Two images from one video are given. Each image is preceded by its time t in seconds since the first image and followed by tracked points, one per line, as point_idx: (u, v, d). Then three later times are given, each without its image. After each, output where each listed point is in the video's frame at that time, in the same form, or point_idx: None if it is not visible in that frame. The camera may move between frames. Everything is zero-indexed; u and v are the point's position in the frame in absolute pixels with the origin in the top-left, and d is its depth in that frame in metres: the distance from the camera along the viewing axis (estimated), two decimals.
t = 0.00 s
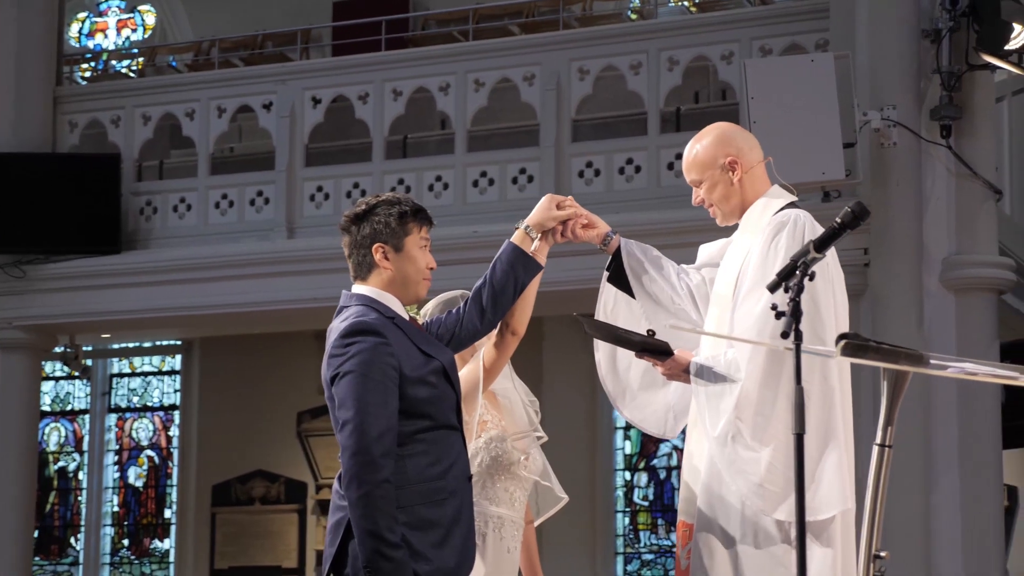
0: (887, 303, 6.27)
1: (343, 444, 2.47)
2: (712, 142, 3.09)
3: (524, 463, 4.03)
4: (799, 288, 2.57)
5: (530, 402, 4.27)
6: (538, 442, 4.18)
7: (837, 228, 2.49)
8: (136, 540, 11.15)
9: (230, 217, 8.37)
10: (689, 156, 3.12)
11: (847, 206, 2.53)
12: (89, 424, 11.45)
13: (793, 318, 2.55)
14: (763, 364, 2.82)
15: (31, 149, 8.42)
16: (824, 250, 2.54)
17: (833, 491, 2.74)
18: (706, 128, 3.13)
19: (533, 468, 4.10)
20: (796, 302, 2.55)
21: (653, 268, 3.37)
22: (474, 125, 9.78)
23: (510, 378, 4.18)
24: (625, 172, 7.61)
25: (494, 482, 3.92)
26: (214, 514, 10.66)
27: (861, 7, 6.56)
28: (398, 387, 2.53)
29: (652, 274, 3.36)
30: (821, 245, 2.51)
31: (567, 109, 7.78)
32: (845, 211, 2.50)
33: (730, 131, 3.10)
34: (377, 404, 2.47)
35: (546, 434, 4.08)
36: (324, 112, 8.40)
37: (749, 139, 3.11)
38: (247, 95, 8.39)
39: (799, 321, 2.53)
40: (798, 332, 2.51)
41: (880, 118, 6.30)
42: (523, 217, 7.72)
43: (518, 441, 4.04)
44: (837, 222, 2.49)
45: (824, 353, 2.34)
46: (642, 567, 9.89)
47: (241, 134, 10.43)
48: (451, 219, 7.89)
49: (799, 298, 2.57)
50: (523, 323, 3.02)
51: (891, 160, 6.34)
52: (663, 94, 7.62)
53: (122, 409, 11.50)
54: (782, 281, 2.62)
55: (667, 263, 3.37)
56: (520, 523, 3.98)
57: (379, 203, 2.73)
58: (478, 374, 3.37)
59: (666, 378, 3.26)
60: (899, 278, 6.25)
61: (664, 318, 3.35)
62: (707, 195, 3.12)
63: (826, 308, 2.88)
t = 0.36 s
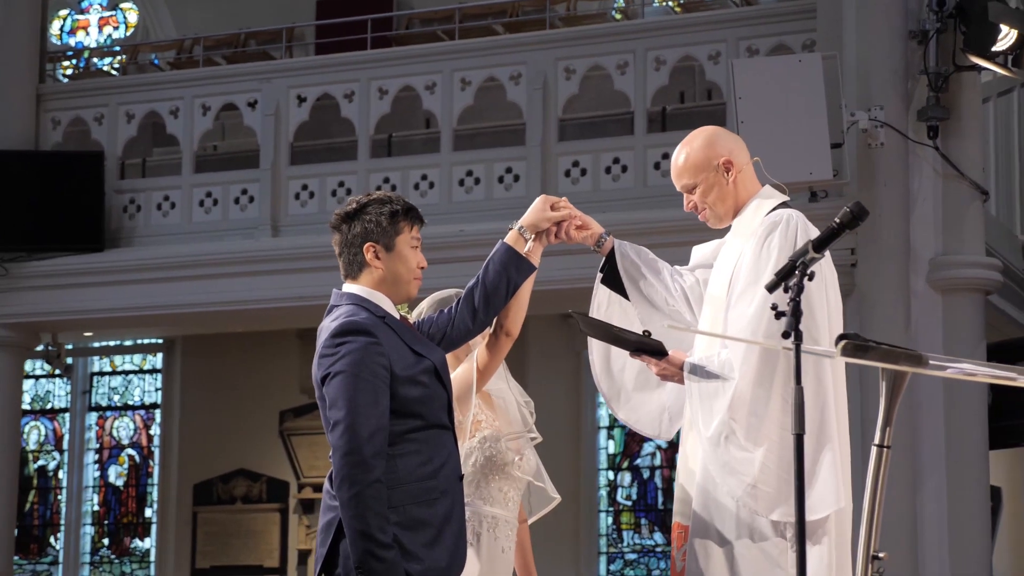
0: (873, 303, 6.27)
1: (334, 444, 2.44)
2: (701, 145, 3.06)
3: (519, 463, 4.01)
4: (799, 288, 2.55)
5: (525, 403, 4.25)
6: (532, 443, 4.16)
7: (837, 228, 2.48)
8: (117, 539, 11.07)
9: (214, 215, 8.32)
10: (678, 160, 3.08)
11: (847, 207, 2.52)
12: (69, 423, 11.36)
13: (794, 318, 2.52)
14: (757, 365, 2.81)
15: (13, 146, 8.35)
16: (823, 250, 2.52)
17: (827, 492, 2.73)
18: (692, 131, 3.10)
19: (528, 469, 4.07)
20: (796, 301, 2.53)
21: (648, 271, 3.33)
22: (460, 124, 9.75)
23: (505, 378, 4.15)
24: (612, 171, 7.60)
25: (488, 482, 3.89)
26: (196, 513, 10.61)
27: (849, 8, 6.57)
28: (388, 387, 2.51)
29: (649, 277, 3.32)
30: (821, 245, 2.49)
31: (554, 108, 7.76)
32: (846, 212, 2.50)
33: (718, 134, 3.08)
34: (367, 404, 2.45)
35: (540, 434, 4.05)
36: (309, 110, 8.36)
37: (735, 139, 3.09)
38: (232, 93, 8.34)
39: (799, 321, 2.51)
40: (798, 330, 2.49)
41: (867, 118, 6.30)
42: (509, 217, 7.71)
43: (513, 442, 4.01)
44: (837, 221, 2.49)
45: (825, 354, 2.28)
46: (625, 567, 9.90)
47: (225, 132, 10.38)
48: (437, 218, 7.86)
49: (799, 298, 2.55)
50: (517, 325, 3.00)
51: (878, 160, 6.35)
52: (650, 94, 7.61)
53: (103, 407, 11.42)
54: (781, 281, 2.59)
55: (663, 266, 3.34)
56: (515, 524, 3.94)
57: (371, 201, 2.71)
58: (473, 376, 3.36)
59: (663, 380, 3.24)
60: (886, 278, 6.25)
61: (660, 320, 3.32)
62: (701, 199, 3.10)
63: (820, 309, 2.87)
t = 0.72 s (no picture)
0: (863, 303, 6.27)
1: (332, 443, 2.43)
2: (702, 141, 3.07)
3: (516, 463, 3.99)
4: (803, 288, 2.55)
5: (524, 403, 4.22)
6: (530, 442, 4.14)
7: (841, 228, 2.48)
8: (98, 539, 11.01)
9: (200, 214, 8.28)
10: (677, 156, 3.08)
11: (850, 207, 2.51)
12: (51, 422, 11.29)
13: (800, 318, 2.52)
14: (753, 365, 2.81)
15: None
16: (826, 250, 2.52)
17: (825, 491, 2.72)
18: (694, 128, 3.10)
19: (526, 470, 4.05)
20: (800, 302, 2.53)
21: (645, 271, 3.34)
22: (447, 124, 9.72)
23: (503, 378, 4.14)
24: (600, 171, 7.58)
25: (485, 482, 3.87)
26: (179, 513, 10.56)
27: (838, 9, 6.57)
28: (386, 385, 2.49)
29: (644, 277, 3.33)
30: (824, 244, 2.49)
31: (542, 108, 7.75)
32: (848, 211, 2.49)
33: (719, 130, 3.09)
34: (364, 403, 2.43)
35: (538, 434, 4.03)
36: (296, 109, 8.33)
37: (735, 137, 3.10)
38: (219, 91, 8.30)
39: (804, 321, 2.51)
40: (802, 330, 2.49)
41: (857, 118, 6.31)
42: (497, 217, 7.69)
43: (510, 442, 3.99)
44: (840, 222, 2.49)
45: (826, 354, 2.28)
46: (610, 567, 9.90)
47: (210, 130, 10.32)
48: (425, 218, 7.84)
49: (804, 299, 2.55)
50: (514, 324, 2.99)
51: (868, 160, 6.36)
52: (638, 94, 7.60)
53: (86, 406, 11.35)
54: (785, 281, 2.59)
55: (659, 266, 3.34)
56: (512, 525, 3.92)
57: (373, 199, 2.69)
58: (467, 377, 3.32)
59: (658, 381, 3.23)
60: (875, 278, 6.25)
61: (656, 320, 3.32)
62: (698, 194, 3.08)
63: (817, 309, 2.86)
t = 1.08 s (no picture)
0: (853, 304, 6.26)
1: (335, 442, 2.41)
2: (704, 138, 3.06)
3: (515, 464, 3.98)
4: (810, 287, 2.56)
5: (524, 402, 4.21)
6: (530, 442, 4.13)
7: (847, 227, 2.50)
8: (82, 538, 10.95)
9: (188, 212, 8.24)
10: (679, 154, 3.08)
11: (858, 207, 2.55)
12: (35, 421, 11.23)
13: (809, 318, 2.52)
14: (752, 366, 2.80)
15: None
16: (832, 251, 2.53)
17: (825, 491, 2.72)
18: (696, 125, 3.10)
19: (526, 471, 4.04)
20: (808, 301, 2.54)
21: (643, 269, 3.33)
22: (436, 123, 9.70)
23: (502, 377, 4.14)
24: (591, 171, 7.57)
25: (485, 483, 3.86)
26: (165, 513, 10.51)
27: (830, 9, 6.57)
28: (389, 384, 2.47)
29: (643, 276, 3.32)
30: (830, 245, 2.50)
31: (533, 108, 7.73)
32: (855, 211, 2.52)
33: (721, 129, 3.08)
34: (369, 402, 2.41)
35: (537, 435, 4.03)
36: (286, 107, 8.30)
37: (737, 135, 3.09)
38: (208, 90, 8.26)
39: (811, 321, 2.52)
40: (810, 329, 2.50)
41: (849, 119, 6.29)
42: (488, 216, 7.67)
43: (510, 442, 3.98)
44: (846, 221, 2.51)
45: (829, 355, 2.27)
46: (596, 569, 9.90)
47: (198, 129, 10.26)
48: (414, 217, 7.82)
49: (811, 298, 2.55)
50: (514, 323, 2.98)
51: (859, 162, 6.36)
52: (629, 93, 7.58)
53: (70, 405, 11.30)
54: (792, 280, 2.60)
55: (657, 264, 3.34)
56: (512, 525, 3.91)
57: (378, 199, 2.66)
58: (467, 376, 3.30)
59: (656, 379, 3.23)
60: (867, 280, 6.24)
61: (655, 319, 3.32)
62: (698, 192, 3.08)
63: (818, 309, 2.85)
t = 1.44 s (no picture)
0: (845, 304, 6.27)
1: (339, 441, 2.40)
2: (708, 137, 3.06)
3: (515, 466, 3.97)
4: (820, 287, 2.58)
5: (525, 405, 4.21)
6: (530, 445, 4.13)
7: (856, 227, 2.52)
8: (69, 538, 10.91)
9: (179, 211, 8.20)
10: (682, 152, 3.07)
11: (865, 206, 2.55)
12: (22, 419, 11.17)
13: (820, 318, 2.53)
14: (755, 366, 2.80)
15: None
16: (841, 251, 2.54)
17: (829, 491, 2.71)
18: (700, 124, 3.09)
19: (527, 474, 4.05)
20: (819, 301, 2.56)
21: (644, 268, 3.33)
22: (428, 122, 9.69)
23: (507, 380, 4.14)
24: (583, 171, 7.56)
25: (486, 483, 3.86)
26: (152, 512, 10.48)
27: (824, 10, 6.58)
28: (393, 382, 2.46)
29: (643, 273, 3.32)
30: (840, 244, 2.51)
31: (525, 107, 7.72)
32: (864, 210, 2.53)
33: (724, 128, 3.08)
34: (372, 401, 2.40)
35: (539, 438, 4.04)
36: (278, 106, 8.28)
37: (741, 134, 3.09)
38: (199, 88, 8.23)
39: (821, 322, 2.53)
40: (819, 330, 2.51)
41: (843, 120, 6.33)
42: (480, 216, 7.66)
43: (512, 444, 3.98)
44: (855, 221, 2.53)
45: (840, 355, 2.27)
46: (584, 568, 9.93)
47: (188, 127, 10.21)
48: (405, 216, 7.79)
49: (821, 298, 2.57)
50: (517, 322, 2.97)
51: (853, 163, 6.39)
52: (623, 92, 7.57)
53: (56, 404, 11.25)
54: (800, 280, 2.61)
55: (658, 263, 3.34)
56: (512, 526, 3.91)
57: (391, 198, 2.66)
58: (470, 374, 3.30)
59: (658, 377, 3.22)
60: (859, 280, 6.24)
61: (657, 318, 3.30)
62: (701, 191, 3.08)
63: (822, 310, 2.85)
